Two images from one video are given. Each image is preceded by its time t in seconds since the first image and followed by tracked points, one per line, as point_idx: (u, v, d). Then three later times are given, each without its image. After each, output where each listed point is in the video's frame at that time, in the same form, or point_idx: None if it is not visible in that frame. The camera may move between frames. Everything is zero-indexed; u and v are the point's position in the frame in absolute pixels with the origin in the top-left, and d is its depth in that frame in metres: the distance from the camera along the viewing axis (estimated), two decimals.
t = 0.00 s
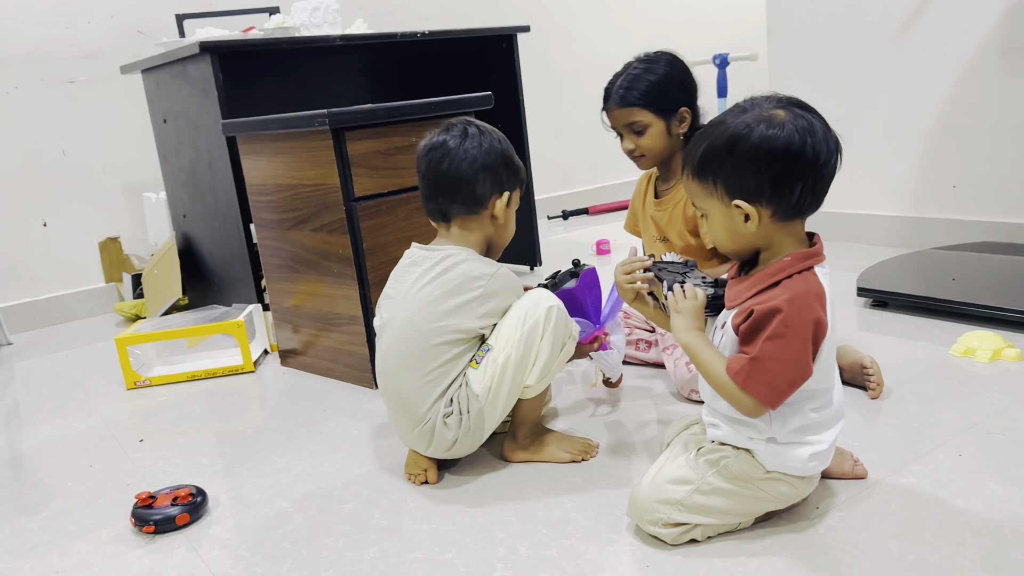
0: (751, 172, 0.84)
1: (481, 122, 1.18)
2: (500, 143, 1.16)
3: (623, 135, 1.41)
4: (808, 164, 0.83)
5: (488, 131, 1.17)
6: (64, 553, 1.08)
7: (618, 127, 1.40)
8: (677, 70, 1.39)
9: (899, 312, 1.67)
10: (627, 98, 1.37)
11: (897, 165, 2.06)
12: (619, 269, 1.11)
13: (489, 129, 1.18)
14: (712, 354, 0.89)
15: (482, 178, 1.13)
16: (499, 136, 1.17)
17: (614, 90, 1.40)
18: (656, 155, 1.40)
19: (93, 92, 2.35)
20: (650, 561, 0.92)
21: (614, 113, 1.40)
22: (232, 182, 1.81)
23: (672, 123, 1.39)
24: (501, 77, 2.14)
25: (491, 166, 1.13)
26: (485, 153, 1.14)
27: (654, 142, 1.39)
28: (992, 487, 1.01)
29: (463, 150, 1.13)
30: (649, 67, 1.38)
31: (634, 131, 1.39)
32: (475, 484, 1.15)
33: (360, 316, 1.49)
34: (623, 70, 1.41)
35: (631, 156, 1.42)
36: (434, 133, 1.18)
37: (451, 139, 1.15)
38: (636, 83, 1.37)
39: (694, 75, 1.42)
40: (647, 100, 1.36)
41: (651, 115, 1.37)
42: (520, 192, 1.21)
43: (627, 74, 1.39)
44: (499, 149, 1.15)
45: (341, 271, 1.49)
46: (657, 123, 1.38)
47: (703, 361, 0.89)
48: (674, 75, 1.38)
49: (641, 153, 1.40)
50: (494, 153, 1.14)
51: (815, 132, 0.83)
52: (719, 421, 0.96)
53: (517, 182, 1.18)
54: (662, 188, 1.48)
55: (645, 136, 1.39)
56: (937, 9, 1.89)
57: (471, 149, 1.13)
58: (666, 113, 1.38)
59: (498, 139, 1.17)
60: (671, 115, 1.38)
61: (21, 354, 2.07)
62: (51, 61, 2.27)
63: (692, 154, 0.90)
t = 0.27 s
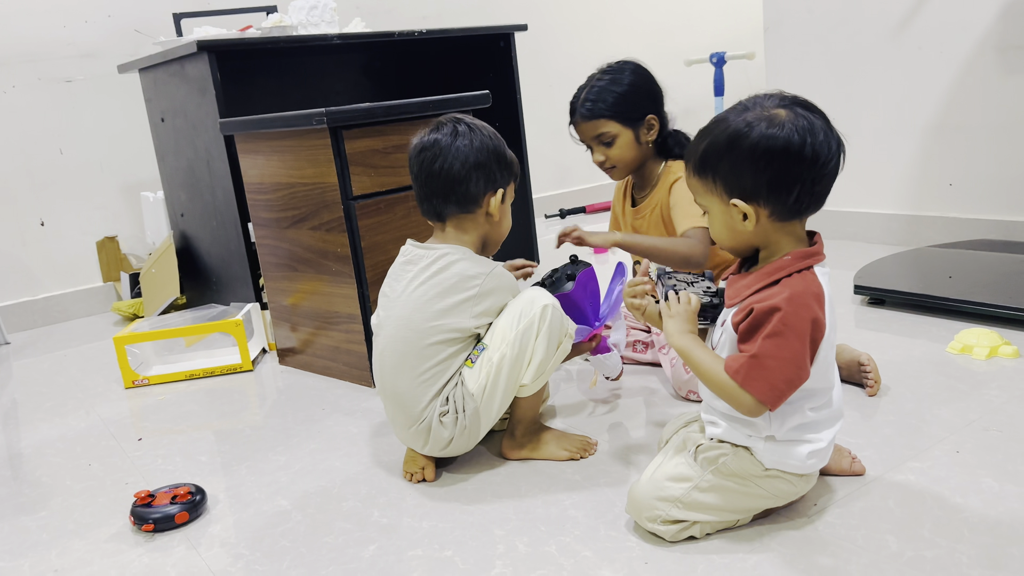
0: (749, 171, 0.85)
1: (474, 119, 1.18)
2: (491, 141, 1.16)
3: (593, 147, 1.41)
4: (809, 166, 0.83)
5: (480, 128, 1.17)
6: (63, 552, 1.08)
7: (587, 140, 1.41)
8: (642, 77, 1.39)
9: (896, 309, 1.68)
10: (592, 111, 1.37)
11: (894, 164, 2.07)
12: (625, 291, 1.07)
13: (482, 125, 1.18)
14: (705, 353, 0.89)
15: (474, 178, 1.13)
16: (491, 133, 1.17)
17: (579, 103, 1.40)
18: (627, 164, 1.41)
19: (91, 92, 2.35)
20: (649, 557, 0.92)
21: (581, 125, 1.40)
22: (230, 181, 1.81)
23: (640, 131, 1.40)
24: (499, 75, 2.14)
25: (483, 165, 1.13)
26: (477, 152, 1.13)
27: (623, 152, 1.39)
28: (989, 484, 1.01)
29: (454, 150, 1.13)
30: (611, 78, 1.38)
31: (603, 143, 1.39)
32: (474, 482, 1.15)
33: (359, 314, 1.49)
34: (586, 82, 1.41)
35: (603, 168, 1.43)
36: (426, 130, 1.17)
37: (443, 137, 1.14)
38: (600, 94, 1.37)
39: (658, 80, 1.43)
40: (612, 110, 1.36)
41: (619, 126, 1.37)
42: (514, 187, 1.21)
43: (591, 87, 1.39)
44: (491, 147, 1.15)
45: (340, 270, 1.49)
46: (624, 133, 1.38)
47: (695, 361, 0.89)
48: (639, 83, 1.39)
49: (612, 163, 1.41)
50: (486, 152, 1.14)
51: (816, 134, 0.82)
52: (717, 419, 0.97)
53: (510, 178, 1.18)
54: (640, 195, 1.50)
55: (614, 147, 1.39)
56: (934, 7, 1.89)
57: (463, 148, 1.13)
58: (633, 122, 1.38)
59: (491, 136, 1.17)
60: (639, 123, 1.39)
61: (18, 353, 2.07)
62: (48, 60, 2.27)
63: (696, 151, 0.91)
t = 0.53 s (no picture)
0: (750, 166, 0.85)
1: (474, 114, 1.17)
2: (491, 137, 1.15)
3: (568, 158, 1.40)
4: (811, 158, 0.83)
5: (480, 124, 1.16)
6: (61, 549, 1.08)
7: (561, 151, 1.40)
8: (609, 84, 1.40)
9: (894, 305, 1.68)
10: (563, 123, 1.37)
11: (892, 161, 2.07)
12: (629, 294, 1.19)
13: (482, 120, 1.17)
14: (700, 363, 0.89)
15: (473, 176, 1.12)
16: (490, 129, 1.16)
17: (549, 116, 1.40)
18: (603, 171, 1.41)
19: (87, 90, 2.34)
20: (648, 553, 0.92)
21: (554, 138, 1.40)
22: (227, 178, 1.81)
23: (613, 137, 1.40)
24: (496, 72, 2.13)
25: (482, 162, 1.13)
26: (476, 149, 1.13)
27: (599, 160, 1.39)
28: (988, 479, 1.01)
29: (454, 146, 1.12)
30: (577, 87, 1.38)
31: (578, 153, 1.39)
32: (472, 479, 1.15)
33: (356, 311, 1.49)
34: (554, 95, 1.41)
35: (581, 177, 1.42)
36: (426, 124, 1.17)
37: (443, 133, 1.14)
38: (569, 105, 1.37)
39: (626, 87, 1.44)
40: (584, 120, 1.36)
41: (591, 135, 1.37)
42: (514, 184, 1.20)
43: (559, 98, 1.39)
44: (491, 143, 1.14)
45: (338, 267, 1.49)
46: (598, 141, 1.38)
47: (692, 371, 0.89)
48: (609, 89, 1.39)
49: (589, 172, 1.41)
50: (485, 149, 1.13)
51: (818, 127, 0.82)
52: (717, 416, 0.96)
53: (509, 175, 1.18)
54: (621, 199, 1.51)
55: (590, 155, 1.39)
56: (931, 4, 1.90)
57: (463, 145, 1.12)
58: (606, 128, 1.38)
59: (491, 131, 1.16)
60: (611, 129, 1.39)
61: (15, 352, 2.06)
62: (44, 58, 2.26)
63: (699, 145, 0.91)
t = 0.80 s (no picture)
0: (750, 160, 0.85)
1: (479, 111, 1.17)
2: (495, 136, 1.14)
3: (556, 166, 1.40)
4: (810, 152, 0.83)
5: (485, 122, 1.15)
6: (59, 547, 1.08)
7: (549, 160, 1.40)
8: (592, 88, 1.39)
9: (891, 301, 1.68)
10: (548, 131, 1.36)
11: (889, 157, 2.07)
12: (630, 295, 1.18)
13: (487, 119, 1.17)
14: (702, 372, 0.88)
15: (474, 174, 1.12)
16: (495, 128, 1.15)
17: (533, 125, 1.40)
18: (592, 176, 1.40)
19: (83, 88, 2.34)
20: (647, 548, 0.92)
21: (541, 146, 1.39)
22: (224, 176, 1.80)
23: (600, 141, 1.39)
24: (494, 69, 2.13)
25: (483, 161, 1.12)
26: (478, 147, 1.12)
27: (587, 166, 1.38)
28: (986, 473, 1.01)
29: (456, 143, 1.12)
30: (559, 93, 1.38)
31: (566, 160, 1.38)
32: (471, 475, 1.15)
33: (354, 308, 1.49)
34: (537, 103, 1.40)
35: (571, 184, 1.42)
36: (430, 120, 1.16)
37: (448, 130, 1.13)
38: (553, 113, 1.36)
39: (608, 89, 1.43)
40: (569, 127, 1.36)
41: (578, 140, 1.36)
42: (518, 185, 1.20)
43: (541, 107, 1.38)
44: (493, 142, 1.14)
45: (335, 264, 1.49)
46: (584, 146, 1.37)
47: (695, 382, 0.89)
48: (592, 91, 1.39)
49: (578, 178, 1.40)
50: (487, 147, 1.13)
51: (817, 122, 0.82)
52: (715, 412, 0.96)
53: (512, 175, 1.17)
54: (610, 203, 1.50)
55: (578, 161, 1.38)
56: None
57: (465, 143, 1.12)
58: (592, 133, 1.38)
59: (496, 130, 1.16)
60: (597, 133, 1.39)
61: (12, 350, 2.05)
62: (39, 56, 2.25)
63: (700, 141, 0.91)
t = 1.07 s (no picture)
0: (766, 149, 0.84)
1: (492, 116, 1.17)
2: (503, 140, 1.15)
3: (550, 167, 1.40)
4: (820, 144, 0.84)
5: (494, 126, 1.16)
6: (57, 547, 1.07)
7: (542, 161, 1.40)
8: (582, 88, 1.39)
9: (888, 298, 1.69)
10: (541, 132, 1.36)
11: (885, 153, 2.07)
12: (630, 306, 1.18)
13: (498, 123, 1.17)
14: (735, 365, 0.86)
15: (477, 174, 1.12)
16: (505, 134, 1.16)
17: (525, 127, 1.40)
18: (587, 175, 1.40)
19: (78, 87, 2.33)
20: (645, 545, 0.93)
21: (535, 148, 1.39)
22: (221, 174, 1.80)
23: (593, 140, 1.39)
24: (491, 66, 2.12)
25: (488, 163, 1.13)
26: (484, 148, 1.13)
27: (581, 166, 1.38)
28: (983, 469, 1.01)
29: (464, 143, 1.12)
30: (548, 95, 1.38)
31: (560, 161, 1.38)
32: (469, 473, 1.15)
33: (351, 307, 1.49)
34: (529, 106, 1.40)
35: (566, 184, 1.42)
36: (441, 119, 1.16)
37: (456, 130, 1.13)
38: (545, 114, 1.36)
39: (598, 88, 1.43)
40: (561, 128, 1.36)
41: (571, 140, 1.36)
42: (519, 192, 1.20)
43: (533, 109, 1.39)
44: (501, 146, 1.14)
45: (332, 262, 1.49)
46: (578, 146, 1.37)
47: (730, 376, 0.86)
48: (582, 91, 1.39)
49: (573, 178, 1.40)
50: (494, 150, 1.13)
51: (826, 117, 0.84)
52: (714, 407, 0.96)
53: (515, 182, 1.17)
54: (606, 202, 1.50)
55: (571, 162, 1.38)
56: None
57: (473, 142, 1.12)
58: (584, 132, 1.37)
59: (501, 132, 1.16)
60: (589, 133, 1.38)
61: (8, 350, 2.05)
62: (35, 55, 2.24)
63: (704, 133, 0.89)
